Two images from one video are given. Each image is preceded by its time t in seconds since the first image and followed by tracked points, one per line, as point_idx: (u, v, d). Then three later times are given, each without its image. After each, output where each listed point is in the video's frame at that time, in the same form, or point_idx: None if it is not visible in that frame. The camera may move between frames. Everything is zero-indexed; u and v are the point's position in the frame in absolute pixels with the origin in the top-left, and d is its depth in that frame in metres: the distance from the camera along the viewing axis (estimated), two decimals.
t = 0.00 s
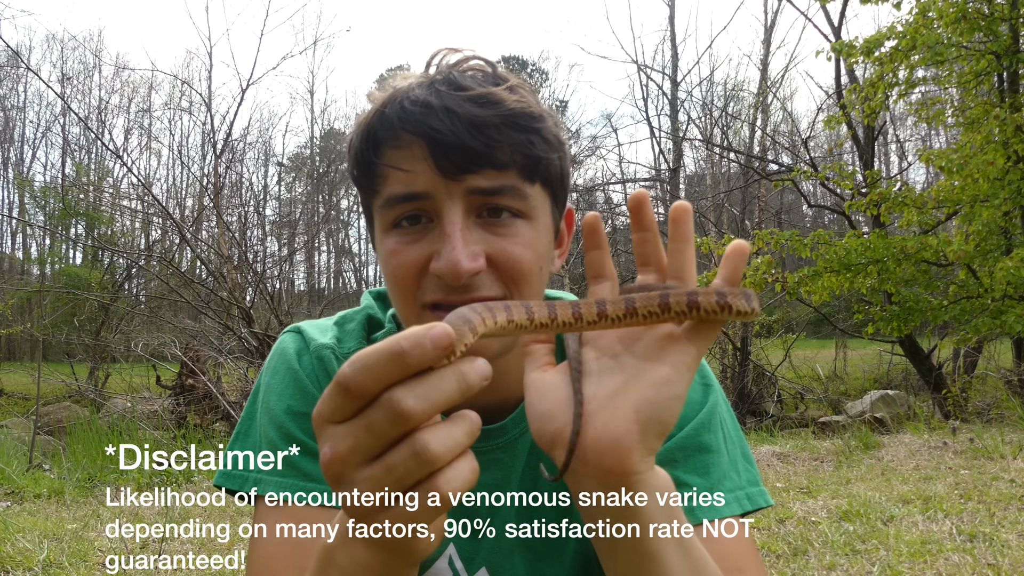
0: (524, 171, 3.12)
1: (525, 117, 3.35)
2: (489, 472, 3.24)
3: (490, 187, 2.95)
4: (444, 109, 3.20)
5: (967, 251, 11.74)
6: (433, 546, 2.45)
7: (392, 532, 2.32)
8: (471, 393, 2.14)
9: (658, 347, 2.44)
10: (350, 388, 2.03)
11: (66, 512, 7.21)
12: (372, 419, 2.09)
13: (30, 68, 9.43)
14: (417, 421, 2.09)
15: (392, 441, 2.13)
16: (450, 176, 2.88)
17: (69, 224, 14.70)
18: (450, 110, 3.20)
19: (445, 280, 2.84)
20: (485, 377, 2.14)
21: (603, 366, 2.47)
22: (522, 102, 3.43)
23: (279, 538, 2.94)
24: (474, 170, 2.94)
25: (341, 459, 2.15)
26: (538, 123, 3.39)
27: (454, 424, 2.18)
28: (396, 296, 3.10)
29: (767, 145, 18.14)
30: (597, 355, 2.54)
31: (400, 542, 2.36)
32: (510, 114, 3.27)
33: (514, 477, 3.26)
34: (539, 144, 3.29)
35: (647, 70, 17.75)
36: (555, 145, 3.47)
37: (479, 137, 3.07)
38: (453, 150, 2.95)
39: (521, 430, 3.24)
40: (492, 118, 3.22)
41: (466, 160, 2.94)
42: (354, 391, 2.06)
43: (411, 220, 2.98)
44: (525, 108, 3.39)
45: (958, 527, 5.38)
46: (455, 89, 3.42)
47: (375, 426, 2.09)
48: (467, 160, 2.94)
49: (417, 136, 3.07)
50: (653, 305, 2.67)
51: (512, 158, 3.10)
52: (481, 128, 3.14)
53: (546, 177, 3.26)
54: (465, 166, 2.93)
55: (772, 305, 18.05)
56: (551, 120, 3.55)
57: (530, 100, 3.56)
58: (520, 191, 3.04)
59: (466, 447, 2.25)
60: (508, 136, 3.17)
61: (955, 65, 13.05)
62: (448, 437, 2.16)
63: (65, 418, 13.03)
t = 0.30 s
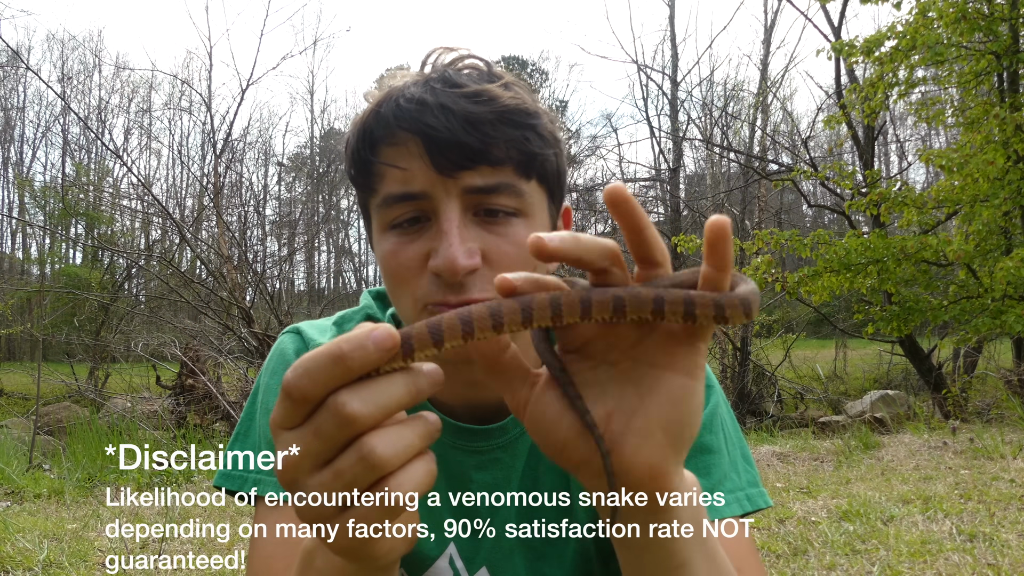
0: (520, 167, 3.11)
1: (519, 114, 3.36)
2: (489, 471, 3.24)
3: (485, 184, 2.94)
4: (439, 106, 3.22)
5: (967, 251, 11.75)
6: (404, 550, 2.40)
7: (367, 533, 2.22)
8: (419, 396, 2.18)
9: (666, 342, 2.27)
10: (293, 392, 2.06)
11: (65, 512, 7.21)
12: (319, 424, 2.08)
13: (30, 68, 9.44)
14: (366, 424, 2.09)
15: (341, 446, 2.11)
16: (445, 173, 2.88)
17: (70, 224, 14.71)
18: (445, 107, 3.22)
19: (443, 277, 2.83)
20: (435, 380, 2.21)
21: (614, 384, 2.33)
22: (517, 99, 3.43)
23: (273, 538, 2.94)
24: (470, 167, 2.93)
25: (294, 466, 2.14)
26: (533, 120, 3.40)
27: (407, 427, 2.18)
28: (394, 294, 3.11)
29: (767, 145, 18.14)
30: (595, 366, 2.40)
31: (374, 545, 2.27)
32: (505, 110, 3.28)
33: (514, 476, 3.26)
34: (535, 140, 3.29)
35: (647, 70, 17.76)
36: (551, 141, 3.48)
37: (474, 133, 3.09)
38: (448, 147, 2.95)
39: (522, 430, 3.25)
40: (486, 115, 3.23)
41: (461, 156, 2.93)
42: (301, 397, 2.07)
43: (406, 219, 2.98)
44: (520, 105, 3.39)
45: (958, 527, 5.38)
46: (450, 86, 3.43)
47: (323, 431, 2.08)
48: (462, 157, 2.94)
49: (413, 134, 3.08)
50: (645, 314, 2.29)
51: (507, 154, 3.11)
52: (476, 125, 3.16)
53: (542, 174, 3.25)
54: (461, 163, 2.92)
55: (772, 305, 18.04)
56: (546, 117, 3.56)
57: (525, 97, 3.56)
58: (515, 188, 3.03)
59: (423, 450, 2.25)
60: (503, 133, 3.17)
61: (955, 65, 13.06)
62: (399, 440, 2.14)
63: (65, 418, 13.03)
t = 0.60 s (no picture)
0: (521, 166, 3.12)
1: (520, 112, 3.36)
2: (489, 471, 3.26)
3: (484, 182, 2.94)
4: (440, 102, 3.23)
5: (967, 251, 11.74)
6: (396, 555, 2.44)
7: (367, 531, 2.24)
8: (415, 407, 2.17)
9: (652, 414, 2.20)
10: (290, 397, 2.06)
11: (65, 512, 7.21)
12: (314, 429, 2.09)
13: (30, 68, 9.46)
14: (361, 433, 2.09)
15: (334, 453, 2.12)
16: (445, 170, 2.88)
17: (70, 224, 14.72)
18: (446, 103, 3.23)
19: (440, 275, 2.81)
20: (433, 391, 2.20)
21: (620, 428, 2.32)
22: (518, 97, 3.44)
23: (268, 541, 2.93)
24: (470, 164, 2.93)
25: (287, 471, 2.14)
26: (534, 118, 3.40)
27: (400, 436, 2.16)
28: (389, 291, 3.09)
29: (767, 145, 18.14)
30: (598, 408, 2.37)
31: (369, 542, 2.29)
32: (506, 107, 3.29)
33: (514, 477, 3.27)
34: (535, 138, 3.30)
35: (648, 70, 17.76)
36: (551, 140, 3.48)
37: (475, 130, 3.09)
38: (448, 144, 2.96)
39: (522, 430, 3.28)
40: (487, 112, 3.24)
41: (461, 153, 2.94)
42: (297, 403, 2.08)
43: (404, 215, 2.97)
44: (521, 103, 3.40)
45: (958, 527, 5.38)
46: (452, 82, 3.43)
47: (318, 436, 2.08)
48: (461, 153, 2.94)
49: (413, 129, 3.08)
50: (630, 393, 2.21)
51: (508, 152, 3.11)
52: (476, 121, 3.16)
53: (542, 172, 3.26)
54: (460, 160, 2.92)
55: (772, 305, 18.03)
56: (547, 115, 3.56)
57: (526, 96, 3.57)
58: (515, 187, 3.03)
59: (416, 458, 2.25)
60: (504, 131, 3.18)
61: (955, 65, 13.07)
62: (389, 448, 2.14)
63: (66, 418, 13.03)
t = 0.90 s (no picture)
0: (524, 157, 3.12)
1: (524, 105, 3.36)
2: (488, 469, 3.26)
3: (490, 171, 2.94)
4: (444, 93, 3.23)
5: (967, 251, 11.74)
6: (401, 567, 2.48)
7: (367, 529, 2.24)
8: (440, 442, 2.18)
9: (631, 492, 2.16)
10: (317, 457, 2.05)
11: (66, 512, 7.20)
12: (348, 480, 2.11)
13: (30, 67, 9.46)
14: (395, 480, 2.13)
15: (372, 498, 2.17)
16: (450, 158, 2.88)
17: (70, 224, 14.72)
18: (451, 94, 3.23)
19: (446, 264, 2.80)
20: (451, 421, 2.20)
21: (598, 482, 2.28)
22: (520, 91, 3.44)
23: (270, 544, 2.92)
24: (475, 153, 2.93)
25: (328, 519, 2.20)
26: (536, 111, 3.40)
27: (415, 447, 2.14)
28: (392, 283, 3.06)
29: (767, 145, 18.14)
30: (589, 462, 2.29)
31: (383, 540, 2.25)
32: (510, 100, 3.29)
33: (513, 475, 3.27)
34: (538, 131, 3.31)
35: (648, 70, 17.78)
36: (552, 133, 3.48)
37: (481, 121, 3.09)
38: (454, 134, 2.96)
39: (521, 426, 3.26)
40: (492, 104, 3.24)
41: (468, 143, 2.94)
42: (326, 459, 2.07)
43: (409, 206, 2.96)
44: (524, 97, 3.40)
45: (958, 527, 5.38)
46: (455, 76, 3.44)
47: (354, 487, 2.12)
48: (468, 143, 2.95)
49: (418, 120, 3.08)
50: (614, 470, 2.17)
51: (513, 144, 3.10)
52: (482, 113, 3.16)
53: (543, 165, 3.27)
54: (467, 150, 2.93)
55: (772, 305, 18.02)
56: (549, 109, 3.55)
57: (528, 90, 3.57)
58: (519, 178, 3.04)
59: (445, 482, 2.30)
60: (508, 122, 3.18)
61: (955, 65, 13.08)
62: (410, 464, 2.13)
63: (65, 418, 13.03)
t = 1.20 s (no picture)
0: (520, 155, 3.12)
1: (518, 103, 3.35)
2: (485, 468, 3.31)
3: (485, 171, 2.95)
4: (438, 95, 3.23)
5: (967, 251, 11.75)
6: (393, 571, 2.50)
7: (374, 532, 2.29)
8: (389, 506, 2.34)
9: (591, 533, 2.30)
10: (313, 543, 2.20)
11: (65, 512, 7.20)
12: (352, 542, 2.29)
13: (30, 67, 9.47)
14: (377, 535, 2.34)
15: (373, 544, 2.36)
16: (447, 159, 2.88)
17: (70, 224, 14.71)
18: (444, 96, 3.23)
19: (446, 265, 2.79)
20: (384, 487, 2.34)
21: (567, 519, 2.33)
22: (515, 90, 3.44)
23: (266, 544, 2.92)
24: (470, 154, 2.94)
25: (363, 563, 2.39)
26: (529, 110, 3.40)
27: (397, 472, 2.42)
28: (392, 287, 3.04)
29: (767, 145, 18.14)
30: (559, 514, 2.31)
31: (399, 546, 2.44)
32: (504, 99, 3.29)
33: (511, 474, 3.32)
34: (533, 130, 3.31)
35: (648, 70, 17.77)
36: (546, 132, 3.48)
37: (475, 121, 3.09)
38: (449, 135, 2.96)
39: (518, 426, 3.33)
40: (486, 103, 3.24)
41: (463, 144, 2.94)
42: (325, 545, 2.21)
43: (407, 210, 2.96)
44: (518, 96, 3.39)
45: (958, 527, 5.38)
46: (447, 77, 3.44)
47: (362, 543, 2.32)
48: (463, 144, 2.95)
49: (412, 123, 3.08)
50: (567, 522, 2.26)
51: (508, 142, 3.10)
52: (476, 113, 3.16)
53: (539, 163, 3.26)
54: (462, 151, 2.93)
55: (772, 305, 18.01)
56: (543, 108, 3.55)
57: (523, 89, 3.57)
58: (515, 177, 3.04)
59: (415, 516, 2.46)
60: (503, 121, 3.18)
61: (955, 65, 13.09)
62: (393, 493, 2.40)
63: (65, 418, 13.03)
